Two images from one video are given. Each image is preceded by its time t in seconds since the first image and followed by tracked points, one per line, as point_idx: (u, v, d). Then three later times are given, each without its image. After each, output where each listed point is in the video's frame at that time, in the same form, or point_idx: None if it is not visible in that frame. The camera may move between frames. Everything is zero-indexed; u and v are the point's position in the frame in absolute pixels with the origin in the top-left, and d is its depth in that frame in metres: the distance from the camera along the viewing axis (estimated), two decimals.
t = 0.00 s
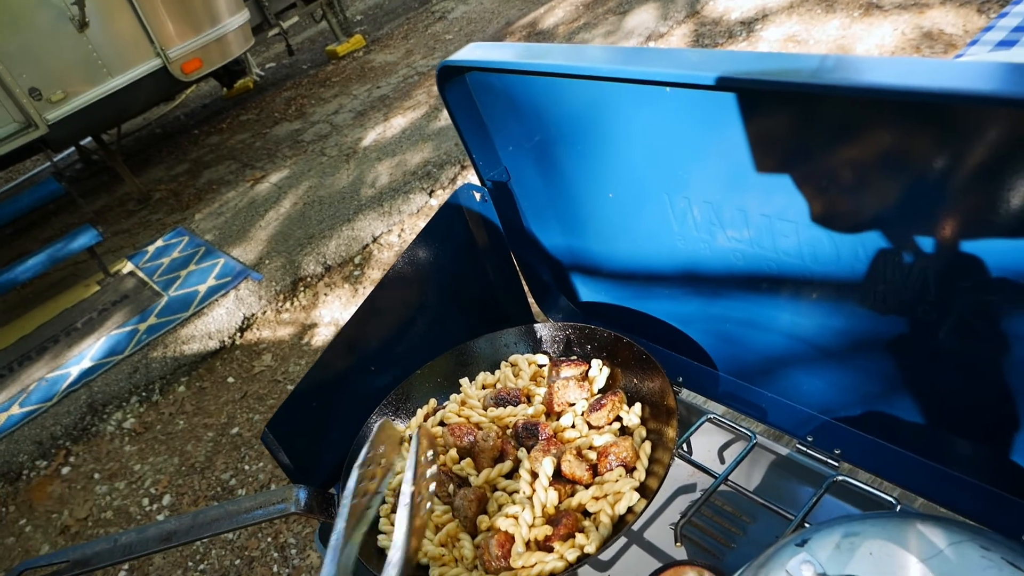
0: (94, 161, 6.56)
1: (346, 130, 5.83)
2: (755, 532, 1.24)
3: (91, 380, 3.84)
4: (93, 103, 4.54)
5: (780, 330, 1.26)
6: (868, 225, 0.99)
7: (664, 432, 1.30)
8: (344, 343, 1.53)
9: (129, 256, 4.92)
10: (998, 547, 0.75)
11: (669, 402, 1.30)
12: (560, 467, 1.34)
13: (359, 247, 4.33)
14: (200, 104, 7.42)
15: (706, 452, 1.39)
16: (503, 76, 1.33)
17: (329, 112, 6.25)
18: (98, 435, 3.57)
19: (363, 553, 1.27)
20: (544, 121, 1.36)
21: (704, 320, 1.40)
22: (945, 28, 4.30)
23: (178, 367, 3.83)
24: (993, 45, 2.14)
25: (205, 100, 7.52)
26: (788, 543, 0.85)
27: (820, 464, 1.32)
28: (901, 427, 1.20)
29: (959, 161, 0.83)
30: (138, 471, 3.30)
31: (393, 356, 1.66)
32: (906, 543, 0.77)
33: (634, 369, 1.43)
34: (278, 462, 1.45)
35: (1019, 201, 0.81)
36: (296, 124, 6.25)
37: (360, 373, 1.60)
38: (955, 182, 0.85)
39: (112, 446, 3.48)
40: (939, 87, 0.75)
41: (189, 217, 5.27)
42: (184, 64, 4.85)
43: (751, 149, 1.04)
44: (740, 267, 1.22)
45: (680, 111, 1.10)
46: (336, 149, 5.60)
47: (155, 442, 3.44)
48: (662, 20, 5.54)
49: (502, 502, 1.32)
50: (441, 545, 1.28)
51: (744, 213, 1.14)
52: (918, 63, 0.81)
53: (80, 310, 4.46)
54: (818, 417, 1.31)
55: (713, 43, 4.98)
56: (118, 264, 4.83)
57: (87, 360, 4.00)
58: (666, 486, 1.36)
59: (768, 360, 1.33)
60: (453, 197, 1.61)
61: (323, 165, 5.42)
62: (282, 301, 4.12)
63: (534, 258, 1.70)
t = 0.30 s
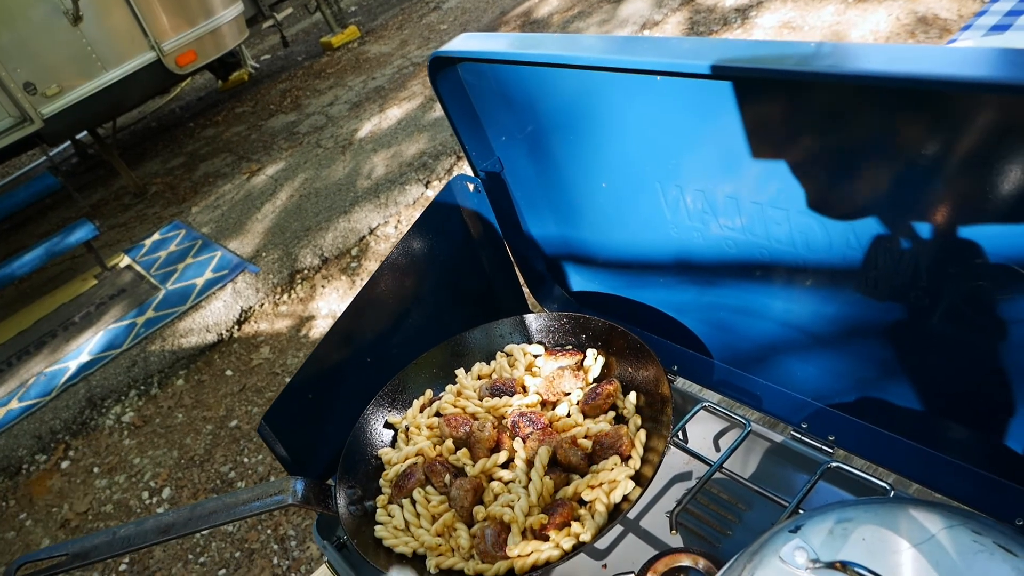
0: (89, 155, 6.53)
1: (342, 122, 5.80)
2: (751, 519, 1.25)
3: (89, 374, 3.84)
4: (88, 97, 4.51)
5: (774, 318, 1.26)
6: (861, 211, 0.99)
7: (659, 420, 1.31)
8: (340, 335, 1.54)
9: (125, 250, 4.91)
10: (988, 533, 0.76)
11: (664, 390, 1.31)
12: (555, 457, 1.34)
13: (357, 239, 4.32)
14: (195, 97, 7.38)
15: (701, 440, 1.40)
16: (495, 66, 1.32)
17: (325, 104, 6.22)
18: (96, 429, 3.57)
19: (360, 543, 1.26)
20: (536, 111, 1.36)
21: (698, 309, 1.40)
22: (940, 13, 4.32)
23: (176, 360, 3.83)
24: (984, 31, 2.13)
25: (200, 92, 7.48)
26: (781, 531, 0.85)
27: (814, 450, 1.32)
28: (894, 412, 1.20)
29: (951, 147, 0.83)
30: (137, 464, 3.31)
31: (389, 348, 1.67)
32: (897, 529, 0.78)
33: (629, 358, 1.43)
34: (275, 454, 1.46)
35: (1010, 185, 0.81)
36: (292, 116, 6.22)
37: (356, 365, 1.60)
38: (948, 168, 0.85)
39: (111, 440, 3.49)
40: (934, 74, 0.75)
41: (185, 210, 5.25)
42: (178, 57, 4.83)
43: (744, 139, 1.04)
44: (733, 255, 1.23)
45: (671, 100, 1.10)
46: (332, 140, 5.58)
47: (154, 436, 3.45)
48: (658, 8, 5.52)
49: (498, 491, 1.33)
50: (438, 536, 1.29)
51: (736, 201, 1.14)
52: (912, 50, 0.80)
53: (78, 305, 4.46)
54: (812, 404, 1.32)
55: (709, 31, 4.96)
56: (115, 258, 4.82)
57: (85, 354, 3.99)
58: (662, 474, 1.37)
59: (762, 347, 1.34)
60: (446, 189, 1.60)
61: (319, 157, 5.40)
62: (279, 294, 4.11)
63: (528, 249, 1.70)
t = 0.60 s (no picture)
0: (90, 156, 6.54)
1: (343, 124, 5.82)
2: (749, 518, 1.26)
3: (90, 375, 3.85)
4: (90, 98, 4.53)
5: (772, 319, 1.27)
6: (859, 214, 1.00)
7: (658, 420, 1.32)
8: (342, 336, 1.55)
9: (126, 251, 4.92)
10: (980, 530, 0.78)
11: (663, 390, 1.32)
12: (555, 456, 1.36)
13: (358, 240, 4.34)
14: (196, 98, 7.39)
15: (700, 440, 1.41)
16: (497, 70, 1.34)
17: (326, 106, 6.24)
18: (97, 429, 3.58)
19: (361, 541, 1.27)
20: (537, 114, 1.37)
21: (697, 310, 1.42)
22: (938, 16, 4.35)
23: (177, 361, 3.85)
24: (982, 35, 2.16)
25: (201, 94, 7.49)
26: (778, 528, 0.87)
27: (811, 450, 1.33)
28: (891, 413, 1.22)
29: (947, 151, 0.85)
30: (137, 465, 3.32)
31: (390, 348, 1.68)
32: (892, 526, 0.79)
33: (628, 359, 1.45)
34: (278, 453, 1.47)
35: (1004, 190, 0.83)
36: (293, 118, 6.24)
37: (358, 365, 1.62)
38: (946, 169, 0.86)
39: (111, 441, 3.50)
40: (933, 80, 0.76)
41: (186, 211, 5.27)
42: (180, 58, 4.85)
43: (743, 143, 1.06)
44: (731, 257, 1.24)
45: (671, 104, 1.12)
46: (333, 142, 5.60)
47: (155, 436, 3.46)
48: (658, 11, 5.54)
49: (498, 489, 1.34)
50: (439, 534, 1.30)
51: (735, 204, 1.16)
52: (912, 57, 0.82)
53: (79, 305, 4.47)
54: (809, 404, 1.33)
55: (709, 34, 4.98)
56: (116, 259, 4.83)
57: (86, 355, 4.00)
58: (661, 473, 1.39)
59: (760, 348, 1.35)
60: (447, 191, 1.62)
61: (320, 159, 5.41)
62: (280, 295, 4.13)
63: (530, 251, 1.71)
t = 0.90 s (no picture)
0: (91, 157, 6.55)
1: (344, 125, 5.83)
2: (749, 517, 1.27)
3: (91, 375, 3.86)
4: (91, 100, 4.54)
5: (771, 319, 1.28)
6: (858, 215, 1.01)
7: (659, 419, 1.33)
8: (344, 336, 1.55)
9: (127, 252, 4.92)
10: (977, 528, 0.79)
11: (663, 389, 1.33)
12: (556, 455, 1.36)
13: (358, 242, 4.34)
14: (197, 100, 7.40)
15: (700, 439, 1.42)
16: (498, 72, 1.35)
17: (326, 108, 6.25)
18: (97, 430, 3.59)
19: (365, 539, 1.27)
20: (539, 115, 1.38)
21: (697, 310, 1.42)
22: (938, 19, 4.37)
23: (178, 362, 3.85)
24: (982, 37, 2.17)
25: (202, 96, 7.50)
26: (778, 526, 0.88)
27: (810, 448, 1.34)
28: (890, 413, 1.22)
29: (945, 153, 0.86)
30: (138, 466, 3.33)
31: (391, 349, 1.69)
32: (889, 523, 0.80)
33: (629, 359, 1.46)
34: (281, 453, 1.48)
35: (1003, 190, 0.83)
36: (294, 120, 6.25)
37: (361, 365, 1.63)
38: (945, 171, 0.87)
39: (112, 441, 3.51)
40: (934, 83, 0.77)
41: (186, 212, 5.27)
42: (181, 60, 4.86)
43: (743, 144, 1.07)
44: (732, 258, 1.25)
45: (671, 105, 1.13)
46: (333, 144, 5.61)
47: (155, 437, 3.46)
48: (658, 13, 5.56)
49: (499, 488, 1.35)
50: (441, 532, 1.31)
51: (735, 204, 1.17)
52: (913, 60, 0.83)
53: (79, 307, 4.48)
54: (809, 404, 1.34)
55: (708, 36, 5.00)
56: (117, 260, 4.84)
57: (87, 356, 4.01)
58: (662, 473, 1.39)
59: (760, 348, 1.36)
60: (449, 193, 1.63)
61: (321, 160, 5.42)
62: (280, 296, 4.14)
63: (531, 252, 1.72)
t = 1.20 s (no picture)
0: (91, 160, 6.55)
1: (344, 128, 5.84)
2: (745, 519, 1.27)
3: (89, 378, 3.86)
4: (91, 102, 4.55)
5: (767, 323, 1.30)
6: (854, 220, 1.02)
7: (656, 422, 1.34)
8: (343, 339, 1.56)
9: (126, 254, 4.93)
10: (968, 530, 0.80)
11: (661, 393, 1.34)
12: (554, 457, 1.37)
13: (358, 244, 4.35)
14: (197, 102, 7.41)
15: (697, 442, 1.43)
16: (497, 76, 1.36)
17: (326, 111, 6.26)
18: (96, 432, 3.59)
19: (363, 541, 1.28)
20: (538, 120, 1.39)
21: (694, 314, 1.43)
22: (936, 25, 4.39)
23: (177, 365, 3.86)
24: (977, 44, 2.18)
25: (202, 98, 7.50)
26: (773, 527, 0.89)
27: (806, 451, 1.35)
28: (885, 416, 1.23)
29: (940, 159, 0.87)
30: (136, 468, 3.33)
31: (390, 352, 1.69)
32: (883, 525, 0.81)
33: (627, 362, 1.46)
34: (281, 455, 1.49)
35: (996, 196, 0.85)
36: (294, 122, 6.26)
37: (360, 368, 1.63)
38: (940, 176, 0.88)
39: (110, 444, 3.51)
40: (931, 91, 0.78)
41: (186, 215, 5.28)
42: (181, 63, 4.86)
43: (741, 149, 1.08)
44: (728, 262, 1.26)
45: (668, 111, 1.14)
46: (333, 147, 5.62)
47: (154, 440, 3.46)
48: (657, 18, 5.58)
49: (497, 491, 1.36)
50: (439, 534, 1.32)
51: (731, 209, 1.18)
52: (910, 69, 0.84)
53: (78, 308, 4.48)
54: (804, 407, 1.35)
55: (707, 41, 5.02)
56: (116, 262, 4.84)
57: (85, 358, 4.01)
58: (659, 475, 1.40)
59: (756, 352, 1.37)
60: (449, 196, 1.64)
61: (321, 163, 5.43)
62: (280, 299, 4.14)
63: (530, 255, 1.73)
